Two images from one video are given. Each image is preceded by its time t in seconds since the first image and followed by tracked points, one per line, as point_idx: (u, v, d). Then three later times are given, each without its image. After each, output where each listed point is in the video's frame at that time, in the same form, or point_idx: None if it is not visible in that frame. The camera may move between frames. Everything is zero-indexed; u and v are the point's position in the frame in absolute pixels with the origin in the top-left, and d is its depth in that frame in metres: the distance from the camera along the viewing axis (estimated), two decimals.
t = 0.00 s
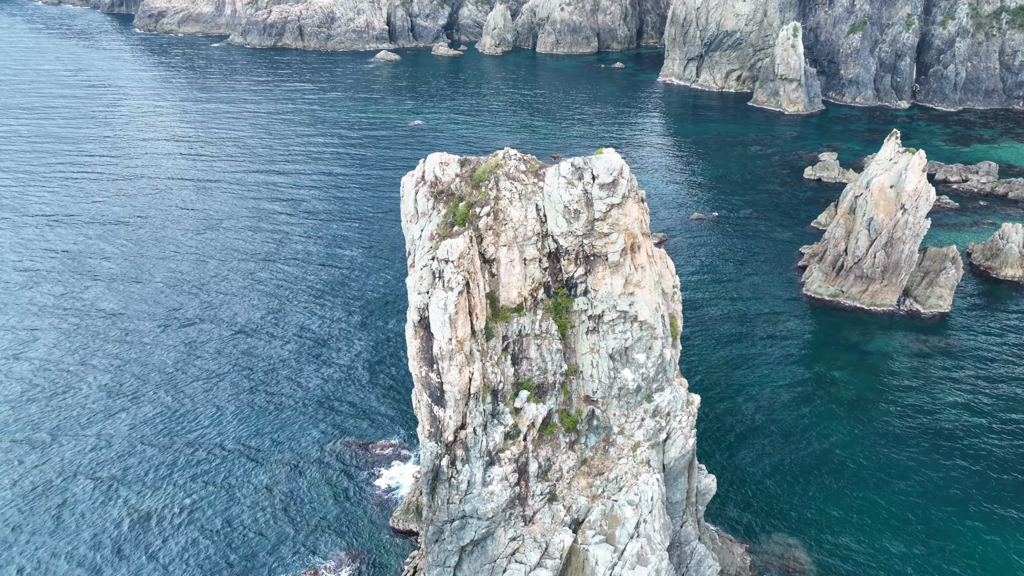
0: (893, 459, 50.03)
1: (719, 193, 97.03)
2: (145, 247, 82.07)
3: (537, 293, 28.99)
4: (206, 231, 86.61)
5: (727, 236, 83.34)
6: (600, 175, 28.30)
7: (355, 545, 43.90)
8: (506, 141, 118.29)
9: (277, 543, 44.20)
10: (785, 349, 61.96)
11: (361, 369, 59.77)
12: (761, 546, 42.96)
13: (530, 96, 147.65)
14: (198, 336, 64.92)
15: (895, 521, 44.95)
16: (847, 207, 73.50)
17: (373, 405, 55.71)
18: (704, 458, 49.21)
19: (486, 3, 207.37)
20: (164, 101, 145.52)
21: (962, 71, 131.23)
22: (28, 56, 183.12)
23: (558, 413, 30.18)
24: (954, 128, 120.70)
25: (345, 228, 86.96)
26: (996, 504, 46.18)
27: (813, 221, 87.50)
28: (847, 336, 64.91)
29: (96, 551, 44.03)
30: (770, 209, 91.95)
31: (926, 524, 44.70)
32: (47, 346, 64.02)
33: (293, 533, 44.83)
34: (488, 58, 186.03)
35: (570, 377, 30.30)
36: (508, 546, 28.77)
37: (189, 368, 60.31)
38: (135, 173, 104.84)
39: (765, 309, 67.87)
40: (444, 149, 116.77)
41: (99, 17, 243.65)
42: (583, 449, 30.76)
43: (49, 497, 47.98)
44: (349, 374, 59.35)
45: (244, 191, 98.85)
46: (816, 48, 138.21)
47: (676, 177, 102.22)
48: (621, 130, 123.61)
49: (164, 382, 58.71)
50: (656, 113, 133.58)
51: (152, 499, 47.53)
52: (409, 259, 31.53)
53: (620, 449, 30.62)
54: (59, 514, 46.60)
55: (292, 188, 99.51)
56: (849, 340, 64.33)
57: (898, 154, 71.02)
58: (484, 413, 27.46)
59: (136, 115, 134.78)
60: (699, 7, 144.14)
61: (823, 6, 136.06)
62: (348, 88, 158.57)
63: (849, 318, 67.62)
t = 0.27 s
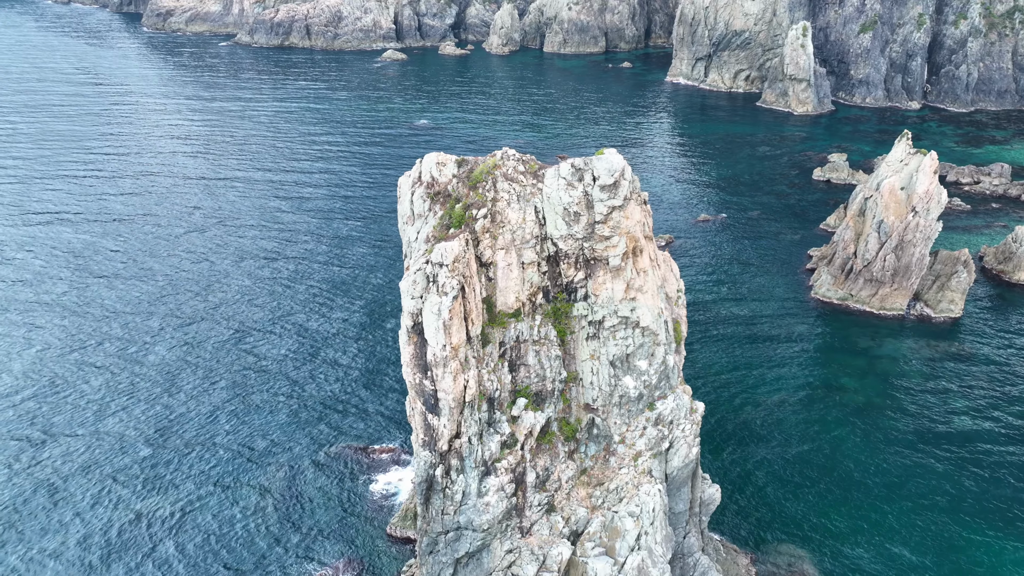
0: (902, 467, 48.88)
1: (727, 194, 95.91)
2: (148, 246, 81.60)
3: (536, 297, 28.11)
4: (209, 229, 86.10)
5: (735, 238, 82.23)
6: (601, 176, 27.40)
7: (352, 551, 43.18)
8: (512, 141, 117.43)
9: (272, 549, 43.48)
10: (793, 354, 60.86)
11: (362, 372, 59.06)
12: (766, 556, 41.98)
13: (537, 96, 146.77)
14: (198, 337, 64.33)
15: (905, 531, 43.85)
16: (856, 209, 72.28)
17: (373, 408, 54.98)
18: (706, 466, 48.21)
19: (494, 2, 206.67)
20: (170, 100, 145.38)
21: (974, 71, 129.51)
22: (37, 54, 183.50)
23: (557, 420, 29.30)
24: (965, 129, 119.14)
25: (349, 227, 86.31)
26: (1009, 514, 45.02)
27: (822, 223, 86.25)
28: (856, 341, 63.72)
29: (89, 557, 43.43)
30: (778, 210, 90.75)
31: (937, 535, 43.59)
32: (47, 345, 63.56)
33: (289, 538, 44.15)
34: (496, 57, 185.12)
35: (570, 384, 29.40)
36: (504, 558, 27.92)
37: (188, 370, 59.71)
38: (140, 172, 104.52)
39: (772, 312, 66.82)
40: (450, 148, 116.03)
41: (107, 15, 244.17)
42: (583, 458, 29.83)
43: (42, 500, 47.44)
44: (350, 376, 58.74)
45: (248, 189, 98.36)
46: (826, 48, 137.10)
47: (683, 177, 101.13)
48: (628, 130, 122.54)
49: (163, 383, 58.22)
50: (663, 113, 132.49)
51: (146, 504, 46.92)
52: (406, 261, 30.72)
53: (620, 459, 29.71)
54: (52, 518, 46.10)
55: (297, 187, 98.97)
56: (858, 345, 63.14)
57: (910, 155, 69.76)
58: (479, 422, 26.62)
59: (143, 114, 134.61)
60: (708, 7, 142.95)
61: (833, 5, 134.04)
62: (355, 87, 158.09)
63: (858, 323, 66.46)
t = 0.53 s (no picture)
0: (913, 476, 47.77)
1: (735, 196, 94.77)
2: (152, 245, 81.26)
3: (535, 303, 27.35)
4: (213, 229, 85.71)
5: (743, 240, 81.11)
6: (603, 178, 26.64)
7: (351, 558, 42.53)
8: (520, 141, 116.66)
9: (269, 554, 42.90)
10: (801, 359, 59.76)
11: (364, 374, 58.47)
12: (773, 566, 41.04)
13: (546, 95, 145.97)
14: (200, 338, 63.85)
15: (915, 542, 42.80)
16: (867, 212, 71.10)
17: (375, 411, 54.32)
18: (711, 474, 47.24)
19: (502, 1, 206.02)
20: (178, 99, 145.48)
21: (988, 72, 127.76)
22: (47, 53, 184.10)
23: (557, 429, 28.51)
24: (979, 131, 117.52)
25: (354, 226, 85.80)
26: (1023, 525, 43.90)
27: (832, 226, 85.06)
28: (866, 346, 62.56)
29: (85, 561, 43.04)
30: (787, 212, 89.51)
31: (948, 546, 42.52)
32: (48, 345, 63.27)
33: (286, 543, 43.56)
34: (504, 57, 184.31)
35: (570, 392, 28.60)
36: (501, 571, 27.17)
37: (188, 372, 59.29)
38: (146, 170, 104.35)
39: (781, 316, 65.71)
40: (457, 147, 115.41)
41: (118, 15, 244.94)
42: (583, 468, 29.02)
43: (40, 504, 47.13)
44: (351, 378, 58.09)
45: (253, 188, 98.03)
46: (837, 48, 135.09)
47: (692, 178, 100.13)
48: (636, 131, 121.51)
49: (165, 385, 57.85)
50: (672, 114, 131.48)
51: (143, 508, 46.51)
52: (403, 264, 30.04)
53: (622, 469, 28.90)
54: (49, 522, 45.76)
55: (303, 187, 98.54)
56: (868, 350, 62.00)
57: (922, 157, 68.54)
58: (475, 430, 25.87)
59: (151, 112, 134.69)
60: (718, 6, 141.74)
61: (844, 5, 131.86)
62: (363, 86, 157.73)
63: (868, 328, 65.29)
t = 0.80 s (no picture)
0: (925, 486, 46.69)
1: (746, 198, 93.63)
2: (159, 244, 81.07)
3: (536, 309, 26.67)
4: (220, 227, 85.44)
5: (754, 243, 79.98)
6: (606, 181, 25.94)
7: (351, 565, 41.97)
8: (529, 140, 115.86)
9: (267, 560, 42.43)
10: (812, 365, 58.67)
11: (368, 377, 57.94)
12: None
13: (555, 95, 145.12)
14: (203, 338, 63.48)
15: (928, 554, 41.75)
16: (880, 215, 69.86)
17: (377, 414, 53.70)
18: (717, 481, 46.34)
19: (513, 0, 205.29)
20: (189, 97, 145.54)
21: (1004, 73, 125.85)
22: (60, 52, 184.97)
23: (558, 438, 27.76)
24: (995, 133, 115.69)
25: (361, 226, 85.32)
26: None
27: (844, 229, 83.80)
28: (879, 352, 61.36)
29: (82, 563, 42.66)
30: (799, 215, 88.33)
31: (962, 558, 41.49)
32: (53, 343, 63.06)
33: (286, 549, 43.09)
34: (515, 57, 183.53)
35: (571, 400, 27.84)
36: None
37: (191, 372, 58.89)
38: (154, 169, 104.28)
39: (791, 320, 64.61)
40: (466, 146, 114.74)
41: (131, 13, 245.89)
42: (585, 478, 28.23)
43: (38, 504, 46.74)
44: (354, 381, 57.55)
45: (261, 187, 97.78)
46: (851, 49, 133.27)
47: (702, 179, 99.05)
48: (647, 131, 120.45)
49: (169, 384, 57.62)
50: (683, 114, 130.35)
51: (142, 510, 46.05)
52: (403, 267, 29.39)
53: (625, 479, 28.10)
54: (47, 522, 45.40)
55: (310, 186, 98.18)
56: (881, 356, 60.86)
57: (937, 160, 67.24)
58: (473, 440, 25.19)
59: (161, 111, 134.87)
60: (730, 6, 140.45)
61: (858, 5, 130.09)
62: (372, 85, 157.44)
63: (880, 333, 64.11)
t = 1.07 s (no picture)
0: (938, 498, 45.52)
1: (758, 200, 92.31)
2: (166, 242, 80.93)
3: (536, 315, 25.93)
4: (228, 226, 85.22)
5: (765, 246, 78.75)
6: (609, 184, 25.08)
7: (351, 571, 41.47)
8: (538, 141, 115.09)
9: (267, 566, 42.07)
10: (823, 371, 57.57)
11: (373, 379, 57.39)
12: None
13: (566, 95, 144.26)
14: (208, 339, 63.20)
15: (940, 566, 40.69)
16: (894, 218, 68.53)
17: (380, 418, 53.14)
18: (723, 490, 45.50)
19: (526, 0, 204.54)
20: (200, 96, 145.87)
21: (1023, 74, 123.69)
22: (74, 50, 185.95)
23: (558, 448, 26.99)
24: (1013, 135, 113.71)
25: (369, 226, 84.86)
26: None
27: (858, 232, 82.44)
28: (891, 358, 60.15)
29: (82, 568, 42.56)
30: (812, 217, 87.05)
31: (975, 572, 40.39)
32: (58, 342, 62.97)
33: (286, 554, 42.70)
34: (526, 57, 182.64)
35: (572, 409, 27.08)
36: None
37: (196, 375, 58.68)
38: (164, 167, 104.33)
39: (803, 326, 63.41)
40: (475, 146, 114.11)
41: (146, 12, 247.06)
42: (586, 490, 27.43)
43: (41, 508, 46.77)
44: (359, 383, 57.05)
45: (270, 185, 97.58)
46: (866, 49, 131.44)
47: (713, 181, 97.92)
48: (658, 132, 119.35)
49: (176, 384, 57.72)
50: (696, 115, 129.16)
51: (144, 515, 45.94)
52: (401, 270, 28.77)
53: (627, 491, 27.26)
54: (50, 526, 45.41)
55: (319, 185, 97.87)
56: (894, 362, 59.63)
57: (953, 163, 65.91)
58: (470, 450, 24.46)
59: (173, 109, 135.18)
60: (744, 6, 139.00)
61: (874, 5, 128.30)
62: (383, 85, 157.17)
63: (893, 339, 62.79)
